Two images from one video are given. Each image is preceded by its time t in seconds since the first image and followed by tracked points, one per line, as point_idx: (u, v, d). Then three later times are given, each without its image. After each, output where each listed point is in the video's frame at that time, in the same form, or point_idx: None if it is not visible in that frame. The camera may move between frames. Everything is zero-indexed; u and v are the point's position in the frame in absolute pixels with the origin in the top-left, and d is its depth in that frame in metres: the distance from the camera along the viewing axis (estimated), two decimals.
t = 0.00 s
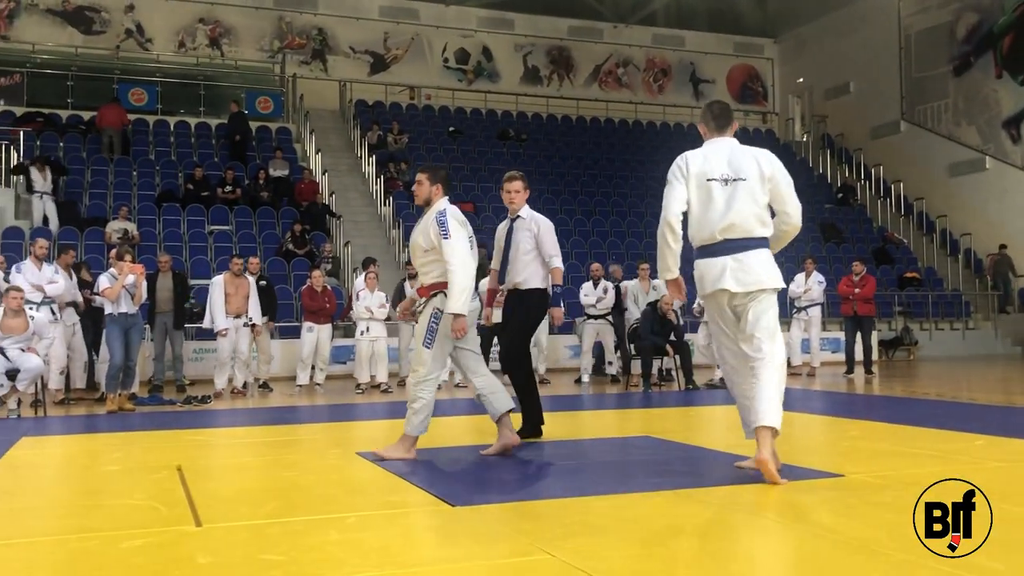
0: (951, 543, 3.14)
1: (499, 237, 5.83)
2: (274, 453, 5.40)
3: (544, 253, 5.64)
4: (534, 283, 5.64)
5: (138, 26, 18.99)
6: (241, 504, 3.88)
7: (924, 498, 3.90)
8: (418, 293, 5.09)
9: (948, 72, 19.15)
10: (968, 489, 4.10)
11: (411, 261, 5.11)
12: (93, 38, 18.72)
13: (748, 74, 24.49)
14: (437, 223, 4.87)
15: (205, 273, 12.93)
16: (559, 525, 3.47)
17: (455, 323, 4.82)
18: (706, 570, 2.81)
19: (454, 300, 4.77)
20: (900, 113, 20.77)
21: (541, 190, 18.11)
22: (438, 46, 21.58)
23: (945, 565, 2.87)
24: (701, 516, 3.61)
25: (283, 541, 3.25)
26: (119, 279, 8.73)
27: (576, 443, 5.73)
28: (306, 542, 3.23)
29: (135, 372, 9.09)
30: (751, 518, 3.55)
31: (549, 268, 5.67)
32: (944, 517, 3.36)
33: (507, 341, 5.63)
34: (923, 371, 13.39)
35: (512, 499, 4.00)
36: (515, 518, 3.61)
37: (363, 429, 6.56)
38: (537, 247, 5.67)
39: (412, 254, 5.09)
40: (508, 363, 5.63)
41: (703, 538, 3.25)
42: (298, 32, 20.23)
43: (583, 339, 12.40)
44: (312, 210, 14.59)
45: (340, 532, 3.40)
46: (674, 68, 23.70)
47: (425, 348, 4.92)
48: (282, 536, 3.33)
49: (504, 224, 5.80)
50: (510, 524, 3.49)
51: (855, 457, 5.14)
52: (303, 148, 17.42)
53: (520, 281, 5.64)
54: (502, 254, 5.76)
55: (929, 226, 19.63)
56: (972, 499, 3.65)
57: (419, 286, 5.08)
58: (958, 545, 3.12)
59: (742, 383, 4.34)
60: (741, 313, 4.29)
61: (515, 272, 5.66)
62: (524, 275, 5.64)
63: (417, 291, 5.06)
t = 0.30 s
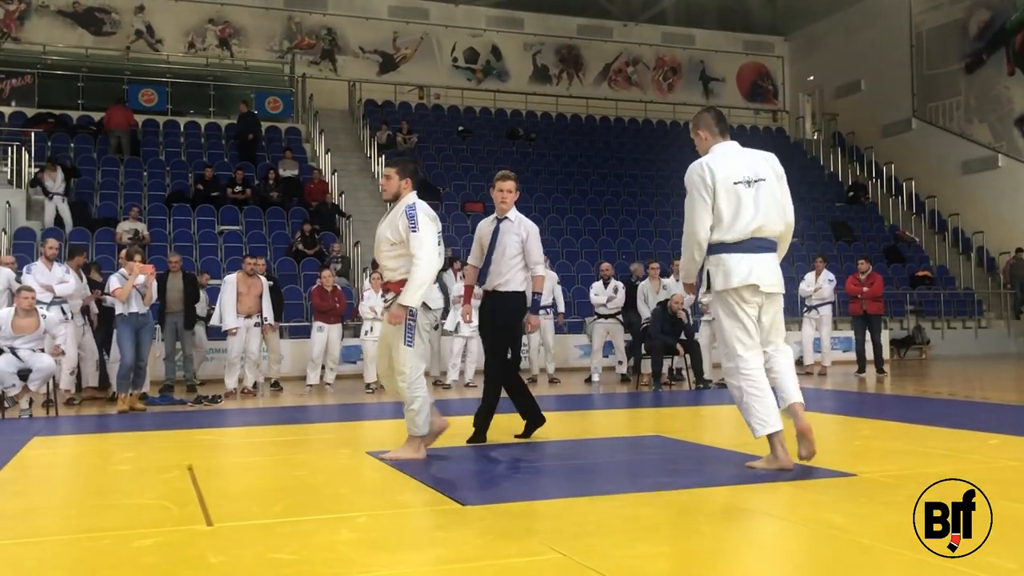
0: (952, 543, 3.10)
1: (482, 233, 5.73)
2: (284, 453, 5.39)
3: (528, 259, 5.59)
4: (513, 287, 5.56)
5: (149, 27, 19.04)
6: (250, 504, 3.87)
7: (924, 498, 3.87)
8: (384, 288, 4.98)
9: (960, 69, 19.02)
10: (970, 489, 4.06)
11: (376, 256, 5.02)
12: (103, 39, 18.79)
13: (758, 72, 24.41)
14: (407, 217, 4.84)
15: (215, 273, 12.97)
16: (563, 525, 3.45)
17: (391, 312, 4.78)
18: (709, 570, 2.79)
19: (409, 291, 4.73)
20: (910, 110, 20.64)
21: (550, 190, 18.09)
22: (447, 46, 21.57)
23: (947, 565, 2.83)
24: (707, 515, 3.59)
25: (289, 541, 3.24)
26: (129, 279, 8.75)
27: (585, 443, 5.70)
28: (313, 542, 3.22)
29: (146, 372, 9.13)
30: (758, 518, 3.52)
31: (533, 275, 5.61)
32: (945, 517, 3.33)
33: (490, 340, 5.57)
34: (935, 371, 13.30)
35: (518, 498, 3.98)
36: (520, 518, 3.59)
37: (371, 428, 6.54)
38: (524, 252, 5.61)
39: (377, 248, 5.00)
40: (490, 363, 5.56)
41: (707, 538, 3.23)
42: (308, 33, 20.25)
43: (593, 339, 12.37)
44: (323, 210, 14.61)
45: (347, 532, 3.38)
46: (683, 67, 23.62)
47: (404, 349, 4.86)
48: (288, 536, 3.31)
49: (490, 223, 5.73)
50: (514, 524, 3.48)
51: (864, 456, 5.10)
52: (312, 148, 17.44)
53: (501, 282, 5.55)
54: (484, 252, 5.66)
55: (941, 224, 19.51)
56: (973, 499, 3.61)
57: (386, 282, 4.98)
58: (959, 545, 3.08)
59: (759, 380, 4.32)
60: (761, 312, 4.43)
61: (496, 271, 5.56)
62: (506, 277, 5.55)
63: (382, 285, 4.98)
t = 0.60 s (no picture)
0: (952, 543, 3.12)
1: (463, 231, 5.65)
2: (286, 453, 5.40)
3: (511, 260, 5.56)
4: (498, 286, 5.50)
5: (153, 27, 19.09)
6: (254, 504, 3.89)
7: (923, 498, 3.90)
8: (339, 293, 4.80)
9: (964, 69, 19.09)
10: (970, 489, 4.08)
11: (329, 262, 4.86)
12: (108, 39, 18.83)
13: (762, 72, 24.39)
14: (364, 219, 4.73)
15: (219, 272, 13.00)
16: (566, 525, 3.46)
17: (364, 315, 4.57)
18: (711, 570, 2.80)
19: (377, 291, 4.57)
20: (915, 110, 20.60)
21: (553, 189, 18.10)
22: (451, 46, 21.59)
23: (949, 565, 2.84)
24: (708, 515, 3.60)
25: (293, 541, 3.25)
26: (134, 279, 8.80)
27: (585, 443, 5.71)
28: (317, 542, 3.23)
29: (149, 372, 9.14)
30: (759, 518, 3.54)
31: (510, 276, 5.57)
32: (944, 517, 3.35)
33: (485, 342, 5.57)
34: (939, 370, 13.26)
35: (520, 497, 4.00)
36: (522, 518, 3.61)
37: (372, 428, 6.54)
38: (506, 252, 5.57)
39: (330, 253, 4.83)
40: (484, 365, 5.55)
41: (709, 538, 3.25)
42: (312, 33, 20.29)
43: (596, 338, 12.39)
44: (327, 210, 14.64)
45: (351, 531, 3.39)
46: (687, 66, 23.61)
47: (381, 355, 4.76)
48: (292, 536, 3.33)
49: (473, 220, 5.66)
50: (517, 523, 3.49)
51: (866, 456, 5.11)
52: (316, 148, 17.47)
53: (489, 282, 5.48)
54: (467, 249, 5.58)
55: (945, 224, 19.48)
56: (972, 498, 3.64)
57: (341, 286, 4.81)
58: (959, 545, 3.10)
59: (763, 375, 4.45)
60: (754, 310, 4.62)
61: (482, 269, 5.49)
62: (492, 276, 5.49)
63: (337, 290, 4.80)
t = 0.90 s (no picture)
0: (952, 543, 3.13)
1: (449, 233, 5.59)
2: (287, 452, 5.39)
3: (497, 261, 5.63)
4: (492, 286, 5.53)
5: (157, 26, 19.12)
6: (256, 503, 3.87)
7: (923, 498, 3.91)
8: (302, 286, 4.67)
9: (969, 70, 19.04)
10: (971, 490, 4.09)
11: (292, 253, 4.72)
12: (111, 38, 18.85)
13: (765, 73, 24.38)
14: (339, 213, 4.68)
15: (221, 272, 13.00)
16: (567, 525, 3.46)
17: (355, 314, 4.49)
18: (714, 570, 2.81)
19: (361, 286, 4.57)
20: (918, 112, 20.57)
21: (555, 189, 18.09)
22: (454, 46, 21.59)
23: (949, 565, 2.85)
24: (710, 515, 3.61)
25: (293, 540, 3.25)
26: (136, 278, 8.80)
27: (586, 444, 5.69)
28: (320, 542, 3.22)
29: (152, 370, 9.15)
30: (759, 518, 3.54)
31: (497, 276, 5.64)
32: (944, 517, 3.37)
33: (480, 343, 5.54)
34: (942, 372, 13.22)
35: (521, 497, 4.00)
36: (523, 517, 3.60)
37: (373, 428, 6.53)
38: (492, 252, 5.62)
39: (297, 244, 4.69)
40: (479, 366, 5.53)
41: (710, 537, 3.25)
42: (315, 32, 20.29)
43: (598, 338, 12.37)
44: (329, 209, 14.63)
45: (352, 530, 3.40)
46: (691, 67, 23.61)
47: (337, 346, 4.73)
48: (292, 535, 3.33)
49: (456, 223, 5.63)
50: (518, 523, 3.50)
51: (867, 458, 5.10)
52: (319, 148, 17.47)
53: (485, 280, 5.49)
54: (458, 250, 5.52)
55: (948, 226, 19.44)
56: (972, 498, 3.66)
57: (304, 278, 4.68)
58: (959, 545, 3.11)
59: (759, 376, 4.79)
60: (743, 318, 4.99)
61: (477, 269, 5.48)
62: (487, 275, 5.50)
63: (302, 282, 4.67)
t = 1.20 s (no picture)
0: (952, 543, 3.17)
1: (441, 236, 5.56)
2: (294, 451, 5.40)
3: (491, 259, 5.60)
4: (487, 287, 5.54)
5: (167, 25, 19.19)
6: (263, 501, 3.88)
7: (925, 498, 3.98)
8: (274, 288, 4.33)
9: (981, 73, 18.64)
10: (972, 491, 4.15)
11: (267, 251, 4.36)
12: (122, 36, 18.93)
13: (774, 75, 24.33)
14: (326, 218, 4.45)
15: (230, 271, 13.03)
16: (574, 525, 3.47)
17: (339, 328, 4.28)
18: (720, 570, 2.83)
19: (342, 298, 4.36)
20: (928, 115, 20.48)
21: (563, 190, 18.08)
22: (464, 47, 21.60)
23: (951, 566, 2.87)
24: (716, 516, 3.62)
25: (304, 537, 3.27)
26: (145, 277, 8.85)
27: (593, 445, 5.68)
28: (328, 541, 3.22)
29: (161, 368, 9.19)
30: (764, 519, 3.56)
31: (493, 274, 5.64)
32: (944, 517, 3.42)
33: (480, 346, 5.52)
34: (951, 376, 13.16)
35: (528, 498, 3.99)
36: (530, 517, 3.61)
37: (380, 428, 6.53)
38: (487, 251, 5.60)
39: (276, 244, 4.35)
40: (484, 369, 5.52)
41: (716, 537, 3.28)
42: (325, 32, 20.33)
43: (606, 340, 12.37)
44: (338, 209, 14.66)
45: (360, 528, 3.41)
46: (700, 69, 23.58)
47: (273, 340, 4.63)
48: (302, 533, 3.33)
49: (447, 225, 5.58)
50: (524, 523, 3.50)
51: (876, 461, 5.07)
52: (328, 148, 17.50)
53: (479, 283, 5.49)
54: (451, 253, 5.51)
55: (958, 229, 19.37)
56: (972, 498, 3.73)
57: (277, 281, 4.34)
58: (959, 545, 3.15)
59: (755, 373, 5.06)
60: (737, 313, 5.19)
61: (471, 271, 5.47)
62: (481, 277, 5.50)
63: (276, 285, 4.33)
